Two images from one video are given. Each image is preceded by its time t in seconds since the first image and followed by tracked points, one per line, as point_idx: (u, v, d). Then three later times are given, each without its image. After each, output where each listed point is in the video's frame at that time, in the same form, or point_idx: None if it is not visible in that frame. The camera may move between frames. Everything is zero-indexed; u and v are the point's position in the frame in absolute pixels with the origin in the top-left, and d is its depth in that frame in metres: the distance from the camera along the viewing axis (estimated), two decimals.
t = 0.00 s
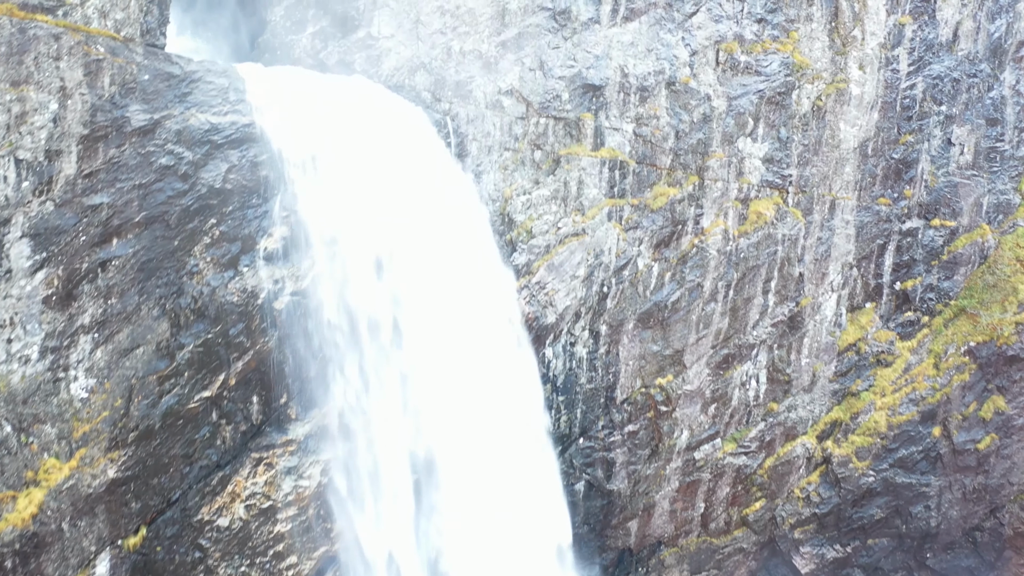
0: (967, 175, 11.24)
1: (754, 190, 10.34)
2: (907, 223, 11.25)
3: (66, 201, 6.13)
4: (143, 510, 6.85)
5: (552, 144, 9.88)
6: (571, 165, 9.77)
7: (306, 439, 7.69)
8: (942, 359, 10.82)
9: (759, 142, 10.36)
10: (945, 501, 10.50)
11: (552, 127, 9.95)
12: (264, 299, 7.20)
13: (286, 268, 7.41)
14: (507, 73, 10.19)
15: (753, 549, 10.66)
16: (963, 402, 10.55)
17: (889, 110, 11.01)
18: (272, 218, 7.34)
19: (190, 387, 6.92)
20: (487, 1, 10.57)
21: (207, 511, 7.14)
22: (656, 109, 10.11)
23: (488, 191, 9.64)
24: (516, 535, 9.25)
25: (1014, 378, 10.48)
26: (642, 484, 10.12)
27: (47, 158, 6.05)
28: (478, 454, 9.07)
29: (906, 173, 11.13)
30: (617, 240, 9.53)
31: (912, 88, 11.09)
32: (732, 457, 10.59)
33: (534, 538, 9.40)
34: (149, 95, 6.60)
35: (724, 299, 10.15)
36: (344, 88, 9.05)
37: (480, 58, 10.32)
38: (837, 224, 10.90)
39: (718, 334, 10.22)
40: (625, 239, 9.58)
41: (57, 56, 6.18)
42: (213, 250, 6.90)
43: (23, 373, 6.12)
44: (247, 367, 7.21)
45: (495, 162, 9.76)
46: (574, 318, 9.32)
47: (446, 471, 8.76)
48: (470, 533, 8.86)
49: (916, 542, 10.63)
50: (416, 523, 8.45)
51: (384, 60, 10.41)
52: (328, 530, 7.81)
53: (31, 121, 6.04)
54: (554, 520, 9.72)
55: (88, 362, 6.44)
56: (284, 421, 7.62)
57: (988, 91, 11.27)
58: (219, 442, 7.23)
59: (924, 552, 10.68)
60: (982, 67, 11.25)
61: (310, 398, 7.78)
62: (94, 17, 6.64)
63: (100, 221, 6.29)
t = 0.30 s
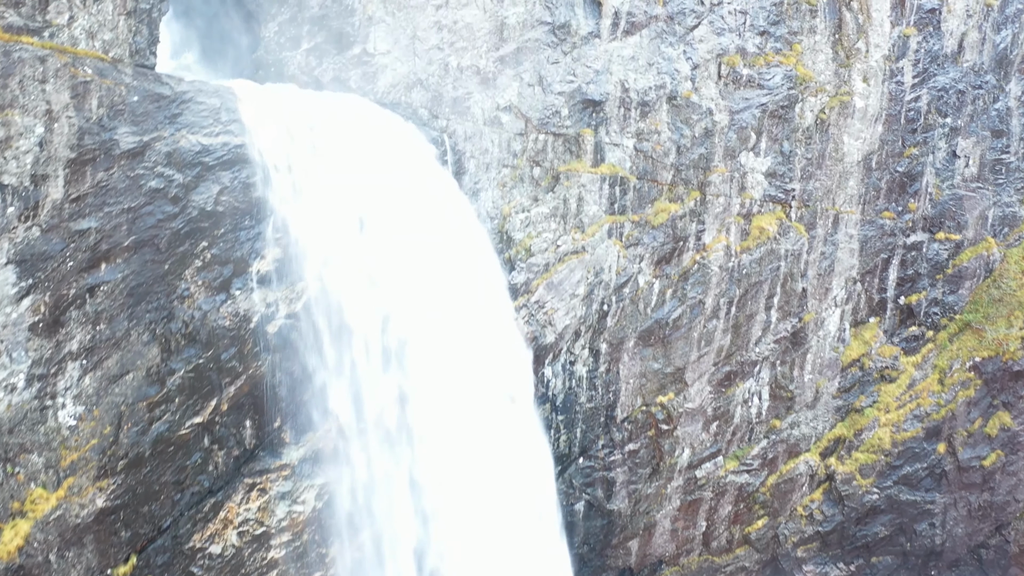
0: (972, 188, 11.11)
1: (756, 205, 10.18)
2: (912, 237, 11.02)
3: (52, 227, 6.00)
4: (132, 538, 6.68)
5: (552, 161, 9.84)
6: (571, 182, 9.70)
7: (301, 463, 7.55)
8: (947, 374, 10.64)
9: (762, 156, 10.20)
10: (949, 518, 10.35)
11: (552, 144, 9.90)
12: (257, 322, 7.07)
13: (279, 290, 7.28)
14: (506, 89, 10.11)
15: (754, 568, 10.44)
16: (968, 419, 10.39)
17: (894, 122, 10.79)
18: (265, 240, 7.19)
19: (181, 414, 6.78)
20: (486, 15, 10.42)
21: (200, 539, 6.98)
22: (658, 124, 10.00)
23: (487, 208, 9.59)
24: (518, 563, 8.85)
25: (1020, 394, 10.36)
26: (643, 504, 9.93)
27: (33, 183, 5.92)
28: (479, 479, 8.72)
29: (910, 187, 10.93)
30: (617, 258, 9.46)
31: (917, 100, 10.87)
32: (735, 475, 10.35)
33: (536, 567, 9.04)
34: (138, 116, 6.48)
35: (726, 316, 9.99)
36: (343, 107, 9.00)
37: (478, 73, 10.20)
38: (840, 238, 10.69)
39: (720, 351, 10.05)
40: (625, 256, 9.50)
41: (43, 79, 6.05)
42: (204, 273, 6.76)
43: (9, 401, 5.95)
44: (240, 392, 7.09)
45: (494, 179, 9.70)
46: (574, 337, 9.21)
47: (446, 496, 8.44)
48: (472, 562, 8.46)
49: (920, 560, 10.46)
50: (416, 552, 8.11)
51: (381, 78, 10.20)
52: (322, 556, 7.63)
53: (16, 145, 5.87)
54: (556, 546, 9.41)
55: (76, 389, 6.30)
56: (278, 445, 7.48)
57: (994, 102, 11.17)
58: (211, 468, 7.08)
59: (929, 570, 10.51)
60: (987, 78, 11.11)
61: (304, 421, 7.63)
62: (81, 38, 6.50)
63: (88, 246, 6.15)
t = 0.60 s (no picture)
0: (978, 200, 10.86)
1: (759, 220, 10.02)
2: (917, 250, 10.81)
3: (40, 252, 5.83)
4: (122, 569, 6.43)
5: (552, 177, 9.82)
6: (571, 199, 9.70)
7: (296, 487, 7.42)
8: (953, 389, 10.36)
9: (765, 171, 10.05)
10: (955, 535, 10.02)
11: (552, 160, 9.87)
12: (250, 347, 7.01)
13: (273, 313, 7.27)
14: (505, 104, 10.18)
15: None
16: (974, 435, 10.05)
17: (899, 135, 10.58)
18: (257, 261, 7.17)
19: (173, 439, 6.64)
20: (485, 30, 10.53)
21: (191, 566, 6.80)
22: (660, 138, 9.89)
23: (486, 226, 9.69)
24: None
25: None
26: (644, 523, 9.73)
27: (19, 208, 5.72)
28: (474, 494, 8.79)
29: (915, 200, 10.70)
30: (618, 275, 9.41)
31: (921, 113, 10.63)
32: (738, 493, 10.09)
33: None
34: (129, 138, 6.37)
35: (729, 332, 9.82)
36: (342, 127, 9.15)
37: (477, 89, 10.32)
38: (845, 252, 10.50)
39: (723, 368, 9.88)
40: (628, 273, 9.43)
41: (29, 102, 5.88)
42: (195, 296, 6.69)
43: None
44: (232, 417, 6.99)
45: (493, 196, 9.79)
46: (574, 355, 9.18)
47: (443, 512, 8.46)
48: None
49: None
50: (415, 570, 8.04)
51: (377, 93, 10.45)
52: None
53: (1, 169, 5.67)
54: (555, 565, 9.31)
55: (65, 416, 6.07)
56: (272, 469, 7.36)
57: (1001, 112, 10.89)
58: (203, 494, 6.91)
59: None
60: (993, 89, 10.81)
61: (298, 443, 7.52)
62: (69, 58, 6.39)
63: (76, 271, 6.01)
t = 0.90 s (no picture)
0: (992, 211, 10.15)
1: (769, 233, 9.73)
2: (930, 262, 10.21)
3: (36, 272, 5.70)
4: None
5: (558, 192, 9.77)
6: (579, 213, 9.61)
7: (296, 507, 7.38)
8: (967, 404, 9.88)
9: (776, 183, 9.73)
10: (970, 553, 9.68)
11: (559, 173, 9.82)
12: (250, 366, 7.08)
13: (274, 333, 7.38)
14: (510, 117, 10.16)
15: None
16: (990, 451, 9.63)
17: (912, 146, 10.07)
18: (258, 280, 7.27)
19: (171, 461, 6.53)
20: (489, 42, 10.56)
21: None
22: (668, 151, 9.72)
23: (492, 240, 9.70)
24: None
25: None
26: (652, 540, 9.37)
27: (14, 228, 5.59)
28: (478, 509, 8.76)
29: (928, 211, 10.16)
30: (627, 290, 9.25)
31: (932, 123, 10.10)
32: (747, 510, 9.68)
33: None
34: (124, 156, 6.32)
35: (738, 347, 9.51)
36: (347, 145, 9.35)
37: (481, 102, 10.35)
38: (856, 264, 10.00)
39: (732, 383, 9.53)
40: (635, 287, 9.28)
41: (23, 121, 5.75)
42: (194, 315, 6.69)
43: None
44: (231, 439, 6.95)
45: (497, 211, 9.84)
46: (580, 371, 9.08)
47: (446, 526, 8.47)
48: None
49: None
50: None
51: (379, 108, 10.72)
52: None
53: None
54: None
55: (61, 438, 5.91)
56: (272, 490, 7.33)
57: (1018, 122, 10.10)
58: (204, 515, 6.81)
59: None
60: (1009, 99, 10.10)
61: (299, 463, 7.52)
62: (64, 76, 6.35)
63: (73, 292, 5.90)
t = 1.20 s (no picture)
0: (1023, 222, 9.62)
1: (790, 244, 9.42)
2: (957, 274, 9.81)
3: (42, 288, 5.61)
4: None
5: (574, 202, 9.56)
6: (595, 225, 9.43)
7: (305, 525, 7.23)
8: (995, 420, 9.33)
9: (797, 194, 9.46)
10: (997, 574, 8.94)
11: (575, 184, 9.62)
12: (260, 381, 7.02)
13: (283, 347, 7.28)
14: (525, 127, 10.00)
15: None
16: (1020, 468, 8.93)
17: (938, 155, 9.74)
18: (268, 295, 7.21)
19: (179, 479, 6.42)
20: (505, 51, 10.41)
21: None
22: (687, 161, 9.49)
23: (507, 253, 9.59)
24: None
25: None
26: (669, 558, 9.02)
27: (20, 245, 5.52)
28: (492, 522, 8.46)
29: (955, 222, 9.78)
30: (644, 304, 9.07)
31: (961, 132, 9.75)
32: (766, 527, 9.31)
33: None
34: (132, 170, 6.25)
35: (759, 361, 9.18)
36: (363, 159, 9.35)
37: (496, 111, 10.17)
38: (881, 277, 9.64)
39: (752, 399, 9.19)
40: (653, 300, 9.08)
41: (29, 135, 5.66)
42: (202, 331, 6.62)
43: None
44: (239, 456, 6.85)
45: (512, 224, 9.69)
46: (596, 387, 8.89)
47: (460, 543, 8.16)
48: None
49: None
50: None
51: (393, 119, 10.63)
52: None
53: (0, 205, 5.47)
54: None
55: (67, 455, 5.79)
56: (281, 506, 7.22)
57: None
58: (211, 533, 6.70)
59: None
60: None
61: (309, 479, 7.43)
62: (72, 89, 6.29)
63: (79, 308, 5.81)
